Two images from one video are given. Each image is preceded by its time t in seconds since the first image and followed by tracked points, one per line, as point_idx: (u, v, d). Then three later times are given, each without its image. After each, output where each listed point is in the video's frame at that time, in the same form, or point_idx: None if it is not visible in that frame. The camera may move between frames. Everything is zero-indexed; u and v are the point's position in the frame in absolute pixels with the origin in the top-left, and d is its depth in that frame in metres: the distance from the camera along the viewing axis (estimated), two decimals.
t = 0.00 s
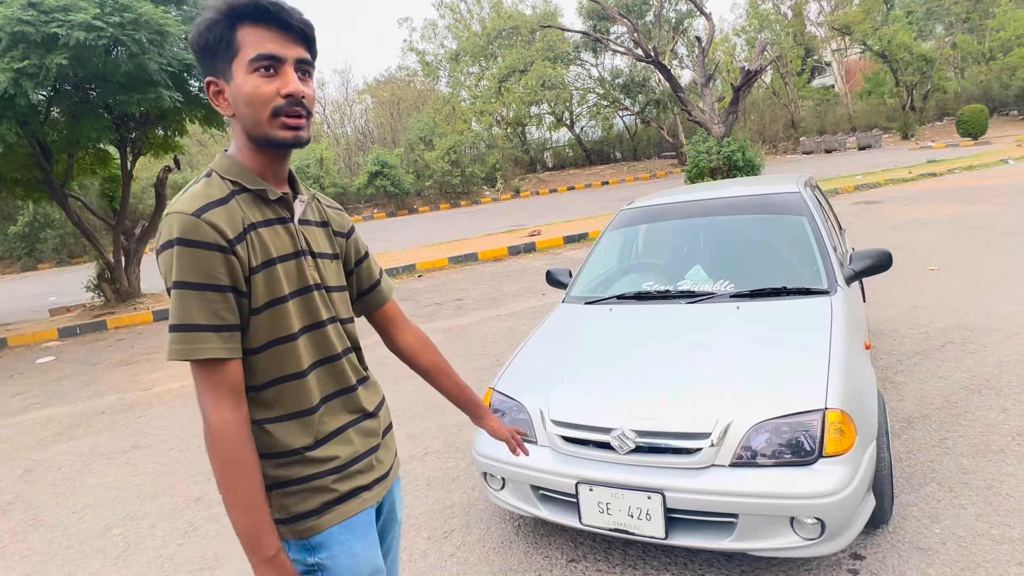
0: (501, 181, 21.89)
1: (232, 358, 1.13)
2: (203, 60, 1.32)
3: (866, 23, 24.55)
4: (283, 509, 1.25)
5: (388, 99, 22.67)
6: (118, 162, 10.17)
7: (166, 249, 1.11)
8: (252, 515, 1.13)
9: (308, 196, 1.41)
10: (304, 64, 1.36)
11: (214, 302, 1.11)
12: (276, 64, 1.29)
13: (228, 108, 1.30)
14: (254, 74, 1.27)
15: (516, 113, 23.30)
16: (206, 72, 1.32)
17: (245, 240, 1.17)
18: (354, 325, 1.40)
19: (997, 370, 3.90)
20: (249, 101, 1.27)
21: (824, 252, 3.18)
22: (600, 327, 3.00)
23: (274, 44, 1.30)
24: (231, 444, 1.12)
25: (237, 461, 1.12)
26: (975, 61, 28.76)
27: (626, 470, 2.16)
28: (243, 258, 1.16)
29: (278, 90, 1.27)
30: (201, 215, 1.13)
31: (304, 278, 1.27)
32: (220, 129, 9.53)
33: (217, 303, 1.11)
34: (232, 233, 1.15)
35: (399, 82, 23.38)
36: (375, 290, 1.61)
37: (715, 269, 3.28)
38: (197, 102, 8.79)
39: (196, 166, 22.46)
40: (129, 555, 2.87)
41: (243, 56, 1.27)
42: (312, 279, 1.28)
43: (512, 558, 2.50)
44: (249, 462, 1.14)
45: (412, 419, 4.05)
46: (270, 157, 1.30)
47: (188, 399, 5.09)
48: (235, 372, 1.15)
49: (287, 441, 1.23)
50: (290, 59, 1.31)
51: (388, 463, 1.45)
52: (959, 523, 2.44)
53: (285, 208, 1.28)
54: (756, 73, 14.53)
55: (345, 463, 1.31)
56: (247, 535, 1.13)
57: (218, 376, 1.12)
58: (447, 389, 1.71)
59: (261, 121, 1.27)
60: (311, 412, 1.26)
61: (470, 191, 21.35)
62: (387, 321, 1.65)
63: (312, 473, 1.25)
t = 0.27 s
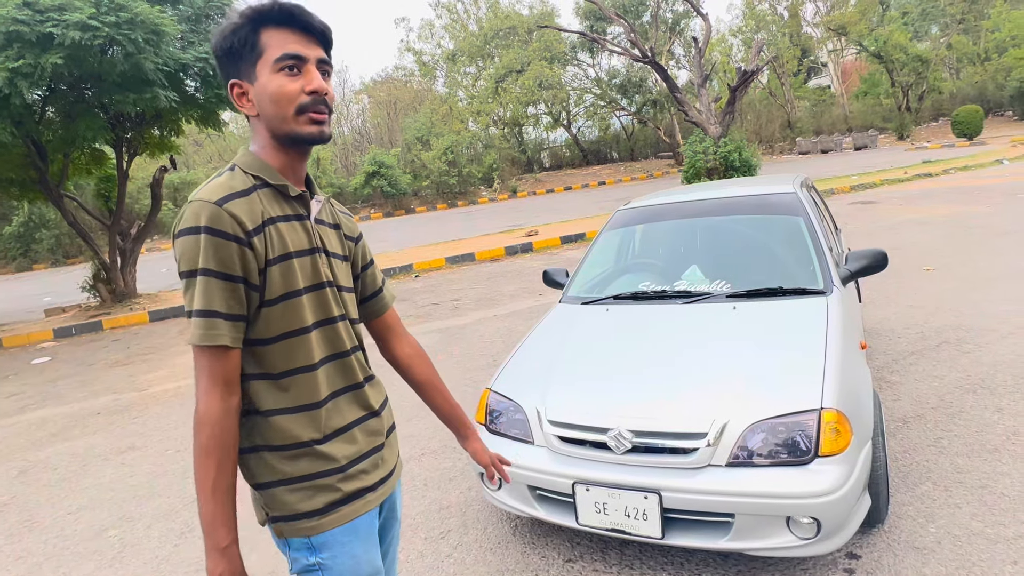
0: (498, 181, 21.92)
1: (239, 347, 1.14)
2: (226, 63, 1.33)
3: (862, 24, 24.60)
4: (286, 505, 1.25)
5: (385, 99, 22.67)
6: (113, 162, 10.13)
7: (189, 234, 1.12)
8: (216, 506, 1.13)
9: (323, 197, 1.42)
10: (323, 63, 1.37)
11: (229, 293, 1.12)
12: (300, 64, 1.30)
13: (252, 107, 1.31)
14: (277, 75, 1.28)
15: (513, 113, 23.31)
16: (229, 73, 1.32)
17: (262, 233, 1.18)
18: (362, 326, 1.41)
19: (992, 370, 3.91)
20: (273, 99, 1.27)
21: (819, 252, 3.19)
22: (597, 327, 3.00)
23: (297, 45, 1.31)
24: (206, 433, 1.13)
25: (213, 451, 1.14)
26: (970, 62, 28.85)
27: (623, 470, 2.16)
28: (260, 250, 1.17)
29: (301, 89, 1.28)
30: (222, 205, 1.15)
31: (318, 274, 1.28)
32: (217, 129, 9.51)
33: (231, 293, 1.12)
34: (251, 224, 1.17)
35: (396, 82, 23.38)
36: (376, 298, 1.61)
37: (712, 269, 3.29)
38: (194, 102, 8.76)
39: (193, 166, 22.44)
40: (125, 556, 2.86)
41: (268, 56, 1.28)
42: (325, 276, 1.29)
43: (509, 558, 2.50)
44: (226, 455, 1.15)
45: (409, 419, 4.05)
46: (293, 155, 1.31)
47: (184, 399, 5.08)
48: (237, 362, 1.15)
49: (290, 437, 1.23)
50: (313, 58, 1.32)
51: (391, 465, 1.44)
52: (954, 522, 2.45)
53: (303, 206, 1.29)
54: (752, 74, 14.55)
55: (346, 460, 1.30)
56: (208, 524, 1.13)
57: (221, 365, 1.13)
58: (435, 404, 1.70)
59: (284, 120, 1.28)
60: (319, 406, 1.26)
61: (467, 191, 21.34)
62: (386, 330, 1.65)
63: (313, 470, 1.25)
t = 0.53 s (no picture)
0: (496, 181, 21.92)
1: (250, 341, 1.13)
2: (225, 62, 1.33)
3: (859, 24, 24.66)
4: (289, 502, 1.25)
5: (383, 99, 22.65)
6: (110, 162, 10.11)
7: (192, 231, 1.12)
8: (259, 497, 1.11)
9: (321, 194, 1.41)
10: (321, 61, 1.37)
11: (238, 288, 1.12)
12: (298, 61, 1.30)
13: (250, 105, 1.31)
14: (276, 71, 1.28)
15: (511, 114, 23.32)
16: (227, 72, 1.32)
17: (264, 229, 1.18)
18: (364, 321, 1.41)
19: (988, 369, 3.92)
20: (271, 96, 1.27)
21: (816, 251, 3.20)
22: (594, 326, 3.01)
23: (294, 43, 1.31)
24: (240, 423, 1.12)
25: (246, 443, 1.12)
26: (967, 63, 28.90)
27: (620, 468, 2.16)
28: (262, 245, 1.17)
29: (299, 85, 1.28)
30: (224, 201, 1.15)
31: (319, 270, 1.27)
32: (214, 129, 9.50)
33: (238, 288, 1.12)
34: (253, 220, 1.16)
35: (394, 82, 23.36)
36: (381, 293, 1.61)
37: (709, 268, 3.29)
38: (191, 102, 8.75)
39: (191, 166, 22.44)
40: (121, 556, 2.85)
41: (265, 54, 1.28)
42: (326, 273, 1.29)
43: (507, 557, 2.50)
44: (259, 446, 1.13)
45: (407, 419, 4.05)
46: (293, 150, 1.31)
47: (181, 400, 5.07)
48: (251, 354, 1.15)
49: (294, 434, 1.23)
50: (310, 55, 1.32)
51: (393, 463, 1.45)
52: (950, 520, 2.45)
53: (302, 202, 1.29)
54: (750, 74, 14.55)
55: (346, 460, 1.30)
56: (254, 516, 1.11)
57: (236, 357, 1.12)
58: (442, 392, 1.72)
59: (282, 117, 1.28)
60: (317, 404, 1.26)
61: (465, 191, 21.31)
62: (393, 322, 1.66)
63: (311, 470, 1.25)
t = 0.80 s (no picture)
0: (496, 181, 21.93)
1: (262, 340, 1.13)
2: (219, 65, 1.33)
3: (859, 25, 24.65)
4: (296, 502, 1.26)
5: (383, 100, 22.66)
6: (111, 163, 10.12)
7: (193, 237, 1.12)
8: (307, 484, 1.11)
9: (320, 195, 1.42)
10: (316, 65, 1.37)
11: (244, 289, 1.12)
12: (292, 67, 1.30)
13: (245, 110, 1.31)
14: (270, 78, 1.28)
15: (511, 114, 23.31)
16: (222, 75, 1.32)
17: (265, 231, 1.18)
18: (368, 319, 1.41)
19: (987, 370, 3.92)
20: (265, 102, 1.27)
21: (815, 252, 3.20)
22: (594, 326, 3.02)
23: (288, 48, 1.31)
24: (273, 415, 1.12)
25: (279, 436, 1.11)
26: (967, 64, 28.89)
27: (620, 469, 2.16)
28: (264, 246, 1.17)
29: (293, 91, 1.28)
30: (224, 204, 1.15)
31: (321, 271, 1.28)
32: (214, 129, 9.51)
33: (245, 289, 1.12)
34: (254, 222, 1.16)
35: (394, 82, 23.37)
36: (386, 286, 1.62)
37: (709, 269, 3.30)
38: (191, 102, 8.75)
39: (192, 167, 22.50)
40: (121, 557, 2.85)
41: (258, 60, 1.28)
42: (328, 273, 1.30)
43: (506, 558, 2.50)
44: (295, 436, 1.12)
45: (407, 419, 4.05)
46: (288, 156, 1.31)
47: (181, 400, 5.07)
48: (267, 353, 1.15)
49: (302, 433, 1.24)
50: (305, 61, 1.32)
51: (400, 462, 1.45)
52: (950, 521, 2.45)
53: (299, 204, 1.29)
54: (750, 75, 14.55)
55: (351, 458, 1.31)
56: (304, 504, 1.11)
57: (251, 356, 1.12)
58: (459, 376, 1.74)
59: (277, 123, 1.28)
60: (321, 404, 1.26)
61: (465, 192, 21.32)
62: (402, 315, 1.67)
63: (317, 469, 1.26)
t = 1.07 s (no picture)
0: (499, 183, 21.93)
1: (263, 349, 1.14)
2: (216, 65, 1.32)
3: (863, 26, 24.60)
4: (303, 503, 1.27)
5: (385, 101, 22.70)
6: (114, 164, 10.14)
7: (194, 244, 1.12)
8: (295, 503, 1.13)
9: (321, 196, 1.42)
10: (317, 67, 1.37)
11: (245, 298, 1.12)
12: (294, 69, 1.30)
13: (244, 110, 1.31)
14: (271, 79, 1.28)
15: (514, 116, 23.32)
16: (219, 76, 1.31)
17: (266, 237, 1.18)
18: (372, 319, 1.41)
19: (992, 372, 3.91)
20: (266, 104, 1.27)
21: (819, 253, 3.20)
22: (598, 327, 3.02)
23: (289, 50, 1.31)
24: (265, 428, 1.13)
25: (273, 450, 1.13)
26: (971, 64, 28.84)
27: (622, 471, 2.15)
28: (266, 253, 1.17)
29: (295, 94, 1.28)
30: (224, 211, 1.15)
31: (324, 273, 1.28)
32: (218, 131, 9.53)
33: (245, 297, 1.12)
34: (255, 227, 1.16)
35: (397, 84, 23.41)
36: (391, 282, 1.62)
37: (711, 270, 3.29)
38: (195, 104, 8.78)
39: (195, 169, 22.56)
40: (125, 557, 2.86)
41: (259, 62, 1.28)
42: (331, 275, 1.29)
43: (509, 559, 2.50)
44: (287, 452, 1.14)
45: (410, 420, 4.06)
46: (289, 159, 1.31)
47: (184, 401, 5.08)
48: (266, 362, 1.15)
49: (312, 435, 1.24)
50: (306, 62, 1.32)
51: (406, 461, 1.46)
52: (954, 523, 2.44)
53: (300, 206, 1.29)
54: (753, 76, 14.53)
55: (359, 459, 1.31)
56: (290, 521, 1.14)
57: (249, 367, 1.13)
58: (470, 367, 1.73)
59: (279, 125, 1.28)
60: (327, 407, 1.26)
61: (468, 193, 21.33)
62: (408, 308, 1.68)
63: (327, 469, 1.26)
